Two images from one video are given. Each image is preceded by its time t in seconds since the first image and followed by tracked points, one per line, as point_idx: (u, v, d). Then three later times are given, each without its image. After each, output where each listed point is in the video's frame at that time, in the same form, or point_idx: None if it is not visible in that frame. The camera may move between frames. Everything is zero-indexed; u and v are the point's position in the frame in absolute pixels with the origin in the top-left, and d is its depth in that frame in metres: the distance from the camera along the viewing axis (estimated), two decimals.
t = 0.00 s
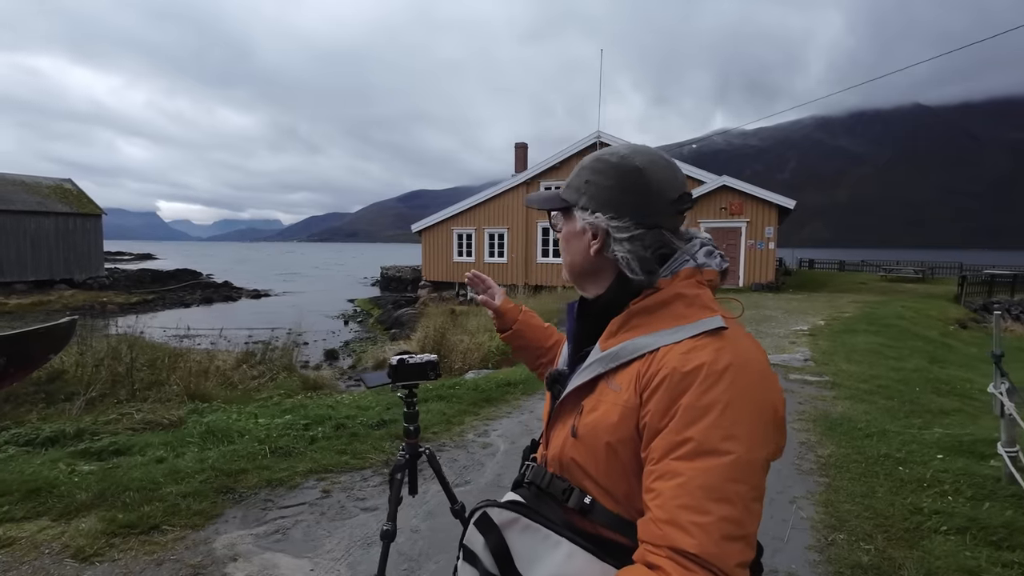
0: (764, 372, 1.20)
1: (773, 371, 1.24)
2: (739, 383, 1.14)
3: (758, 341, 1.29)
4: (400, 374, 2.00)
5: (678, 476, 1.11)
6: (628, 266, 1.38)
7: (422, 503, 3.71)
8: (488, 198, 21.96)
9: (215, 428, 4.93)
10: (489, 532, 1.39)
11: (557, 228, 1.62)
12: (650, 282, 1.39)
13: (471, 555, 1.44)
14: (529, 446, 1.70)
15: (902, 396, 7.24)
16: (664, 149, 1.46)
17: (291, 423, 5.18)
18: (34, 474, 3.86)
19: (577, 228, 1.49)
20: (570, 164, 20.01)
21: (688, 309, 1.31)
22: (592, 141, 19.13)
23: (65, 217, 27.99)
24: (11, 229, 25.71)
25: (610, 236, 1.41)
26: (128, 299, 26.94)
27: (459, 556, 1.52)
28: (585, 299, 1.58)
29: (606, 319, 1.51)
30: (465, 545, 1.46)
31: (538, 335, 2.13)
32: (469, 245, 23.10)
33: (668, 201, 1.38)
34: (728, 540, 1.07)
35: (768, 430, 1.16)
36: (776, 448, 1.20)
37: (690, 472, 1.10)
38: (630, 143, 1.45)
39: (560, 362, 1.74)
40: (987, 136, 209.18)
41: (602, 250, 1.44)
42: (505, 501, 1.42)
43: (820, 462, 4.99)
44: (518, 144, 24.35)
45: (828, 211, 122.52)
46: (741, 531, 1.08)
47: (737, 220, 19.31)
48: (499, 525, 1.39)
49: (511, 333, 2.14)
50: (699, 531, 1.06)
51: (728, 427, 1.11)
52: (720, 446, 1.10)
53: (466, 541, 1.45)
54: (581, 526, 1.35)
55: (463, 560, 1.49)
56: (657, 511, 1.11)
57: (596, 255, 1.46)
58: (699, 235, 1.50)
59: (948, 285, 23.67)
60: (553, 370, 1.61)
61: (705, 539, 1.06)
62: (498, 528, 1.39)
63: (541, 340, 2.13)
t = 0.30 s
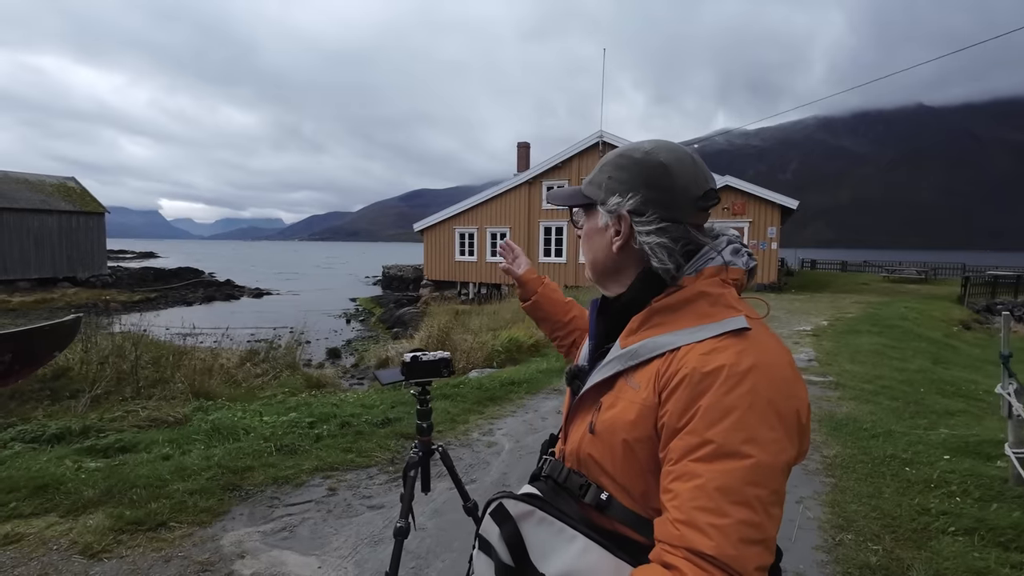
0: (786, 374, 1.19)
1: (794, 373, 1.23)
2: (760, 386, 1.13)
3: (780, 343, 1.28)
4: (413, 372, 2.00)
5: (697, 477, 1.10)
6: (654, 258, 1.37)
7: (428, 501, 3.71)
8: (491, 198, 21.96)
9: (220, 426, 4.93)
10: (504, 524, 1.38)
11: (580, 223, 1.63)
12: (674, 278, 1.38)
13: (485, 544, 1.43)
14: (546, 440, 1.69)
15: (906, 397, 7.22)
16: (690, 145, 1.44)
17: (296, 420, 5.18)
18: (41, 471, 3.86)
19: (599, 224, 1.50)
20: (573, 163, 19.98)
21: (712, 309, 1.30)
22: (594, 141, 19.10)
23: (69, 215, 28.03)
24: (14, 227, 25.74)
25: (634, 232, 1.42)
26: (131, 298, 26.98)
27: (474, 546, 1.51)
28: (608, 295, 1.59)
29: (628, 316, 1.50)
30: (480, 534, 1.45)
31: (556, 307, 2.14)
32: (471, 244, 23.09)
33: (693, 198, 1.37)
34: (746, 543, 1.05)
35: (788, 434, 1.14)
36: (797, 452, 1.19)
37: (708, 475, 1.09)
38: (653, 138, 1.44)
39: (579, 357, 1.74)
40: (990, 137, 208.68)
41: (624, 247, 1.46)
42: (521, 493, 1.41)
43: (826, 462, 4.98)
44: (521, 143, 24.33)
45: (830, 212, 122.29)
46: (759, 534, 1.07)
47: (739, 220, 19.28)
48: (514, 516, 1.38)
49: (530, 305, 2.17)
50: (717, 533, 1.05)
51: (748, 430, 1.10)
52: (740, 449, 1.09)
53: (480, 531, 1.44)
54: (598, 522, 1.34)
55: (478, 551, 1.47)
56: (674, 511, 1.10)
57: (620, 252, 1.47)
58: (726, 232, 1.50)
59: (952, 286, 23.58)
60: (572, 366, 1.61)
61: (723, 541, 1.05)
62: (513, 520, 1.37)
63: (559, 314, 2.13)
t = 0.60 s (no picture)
0: (787, 373, 1.19)
1: (796, 372, 1.23)
2: (762, 384, 1.13)
3: (782, 340, 1.28)
4: (414, 370, 2.00)
5: (697, 475, 1.10)
6: (657, 257, 1.37)
7: (429, 500, 3.71)
8: (492, 197, 21.96)
9: (222, 425, 4.94)
10: (505, 518, 1.38)
11: (581, 219, 1.63)
12: (677, 276, 1.39)
13: (486, 539, 1.43)
14: (548, 437, 1.69)
15: (908, 397, 7.21)
16: (693, 143, 1.44)
17: (297, 420, 5.18)
18: (43, 469, 3.87)
19: (602, 221, 1.50)
20: (574, 163, 19.97)
21: (714, 306, 1.30)
22: (595, 141, 19.09)
23: (71, 215, 28.07)
24: (16, 226, 25.76)
25: (637, 229, 1.42)
26: (133, 297, 27.02)
27: (475, 542, 1.51)
28: (610, 292, 1.58)
29: (630, 312, 1.50)
30: (480, 529, 1.46)
31: (549, 287, 2.17)
32: (472, 244, 23.09)
33: (697, 196, 1.37)
34: (745, 540, 1.06)
35: (790, 432, 1.14)
36: (797, 449, 1.19)
37: (708, 473, 1.09)
38: (658, 136, 1.44)
39: (582, 355, 1.73)
40: (992, 137, 208.20)
41: (627, 245, 1.46)
42: (522, 488, 1.41)
43: (827, 462, 4.98)
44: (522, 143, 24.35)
45: (832, 212, 122.09)
46: (759, 532, 1.07)
47: (741, 219, 19.26)
48: (515, 512, 1.38)
49: (525, 285, 2.22)
50: (717, 530, 1.05)
51: (749, 428, 1.10)
52: (741, 447, 1.09)
53: (481, 526, 1.45)
54: (598, 518, 1.35)
55: (479, 546, 1.48)
56: (673, 508, 1.10)
57: (622, 249, 1.47)
58: (728, 230, 1.50)
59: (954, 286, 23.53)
60: (574, 363, 1.61)
61: (723, 538, 1.05)
62: (513, 515, 1.37)
63: (551, 293, 2.15)
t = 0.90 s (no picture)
0: (787, 379, 1.18)
1: (795, 378, 1.22)
2: (762, 392, 1.12)
3: (781, 346, 1.27)
4: (412, 373, 1.99)
5: (697, 483, 1.09)
6: (653, 263, 1.36)
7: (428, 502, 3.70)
8: (492, 198, 21.95)
9: (222, 426, 4.94)
10: (503, 528, 1.37)
11: (579, 224, 1.63)
12: (674, 281, 1.38)
13: (483, 549, 1.43)
14: (546, 443, 1.68)
15: (909, 397, 7.19)
16: (690, 145, 1.43)
17: (297, 421, 5.17)
18: (43, 471, 3.87)
19: (599, 226, 1.49)
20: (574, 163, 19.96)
21: (713, 312, 1.29)
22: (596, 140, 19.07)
23: (71, 216, 28.12)
24: (17, 227, 25.80)
25: (633, 235, 1.41)
26: (134, 298, 27.07)
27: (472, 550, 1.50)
28: (608, 297, 1.58)
29: (628, 318, 1.49)
30: (478, 538, 1.45)
31: (535, 286, 2.17)
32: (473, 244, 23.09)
33: (694, 200, 1.36)
34: (746, 549, 1.05)
35: (790, 439, 1.13)
36: (798, 456, 1.18)
37: (708, 480, 1.08)
38: (655, 140, 1.43)
39: (579, 360, 1.72)
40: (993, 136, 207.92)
41: (625, 250, 1.45)
42: (519, 497, 1.40)
43: (828, 463, 4.97)
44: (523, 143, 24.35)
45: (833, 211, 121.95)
46: (760, 541, 1.06)
47: (741, 219, 19.24)
48: (513, 521, 1.37)
49: (512, 287, 2.22)
50: (717, 540, 1.04)
51: (749, 436, 1.09)
52: (740, 455, 1.08)
53: (478, 535, 1.44)
54: (597, 526, 1.34)
55: (476, 554, 1.47)
56: (673, 517, 1.09)
57: (619, 254, 1.46)
58: (725, 233, 1.49)
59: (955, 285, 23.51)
60: (572, 369, 1.60)
61: (723, 547, 1.04)
62: (511, 524, 1.36)
63: (537, 293, 2.15)
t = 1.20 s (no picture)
0: (777, 374, 1.20)
1: (785, 373, 1.23)
2: (752, 386, 1.13)
3: (771, 341, 1.29)
4: (408, 371, 2.01)
5: (688, 476, 1.10)
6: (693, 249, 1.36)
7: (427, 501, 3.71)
8: (493, 198, 21.96)
9: (222, 426, 4.95)
10: (496, 524, 1.38)
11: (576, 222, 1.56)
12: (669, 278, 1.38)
13: (477, 545, 1.43)
14: (538, 440, 1.69)
15: (909, 396, 7.19)
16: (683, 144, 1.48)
17: (297, 421, 5.18)
18: (43, 471, 3.89)
19: (613, 221, 1.44)
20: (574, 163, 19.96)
21: (704, 308, 1.31)
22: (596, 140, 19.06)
23: (72, 217, 28.15)
24: (18, 228, 25.83)
25: (660, 227, 1.40)
26: (135, 298, 27.09)
27: (466, 545, 1.51)
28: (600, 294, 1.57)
29: (620, 316, 1.50)
30: (472, 534, 1.46)
31: (512, 280, 2.17)
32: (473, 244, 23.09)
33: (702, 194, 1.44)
34: (737, 541, 1.06)
35: (779, 433, 1.15)
36: (787, 449, 1.19)
37: (699, 474, 1.09)
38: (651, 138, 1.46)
39: (571, 357, 1.73)
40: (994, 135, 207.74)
41: (644, 244, 1.43)
42: (512, 493, 1.41)
43: (826, 462, 4.97)
44: (523, 143, 24.35)
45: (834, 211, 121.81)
46: (749, 533, 1.08)
47: (742, 219, 19.23)
48: (506, 516, 1.38)
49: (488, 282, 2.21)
50: (707, 531, 1.05)
51: (739, 429, 1.10)
52: (731, 448, 1.09)
53: (472, 531, 1.45)
54: (589, 521, 1.35)
55: (470, 550, 1.48)
56: (665, 510, 1.10)
57: (636, 249, 1.43)
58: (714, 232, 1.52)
59: (955, 284, 23.54)
60: (564, 366, 1.61)
61: (714, 540, 1.05)
62: (504, 520, 1.37)
63: (515, 286, 2.15)
